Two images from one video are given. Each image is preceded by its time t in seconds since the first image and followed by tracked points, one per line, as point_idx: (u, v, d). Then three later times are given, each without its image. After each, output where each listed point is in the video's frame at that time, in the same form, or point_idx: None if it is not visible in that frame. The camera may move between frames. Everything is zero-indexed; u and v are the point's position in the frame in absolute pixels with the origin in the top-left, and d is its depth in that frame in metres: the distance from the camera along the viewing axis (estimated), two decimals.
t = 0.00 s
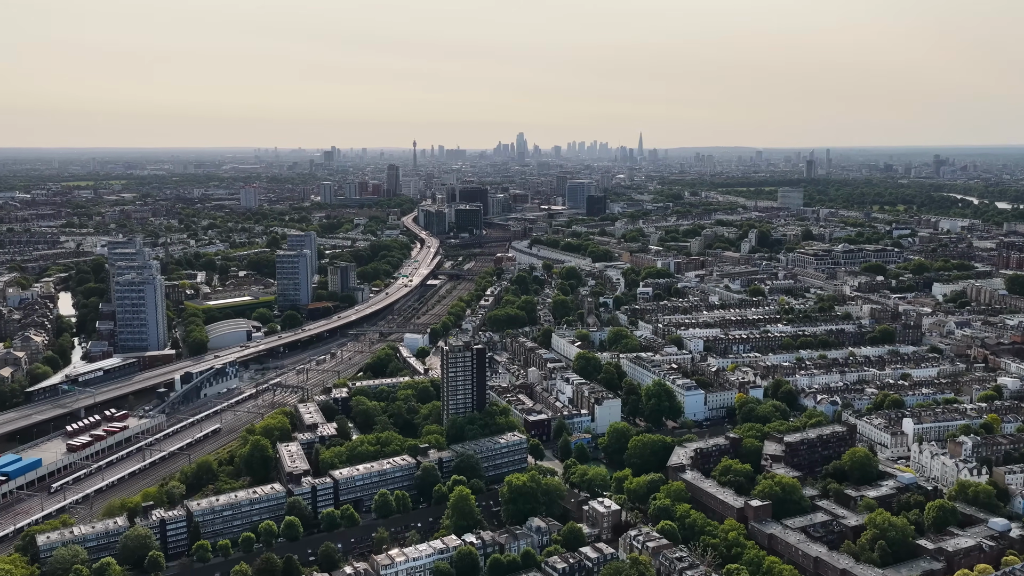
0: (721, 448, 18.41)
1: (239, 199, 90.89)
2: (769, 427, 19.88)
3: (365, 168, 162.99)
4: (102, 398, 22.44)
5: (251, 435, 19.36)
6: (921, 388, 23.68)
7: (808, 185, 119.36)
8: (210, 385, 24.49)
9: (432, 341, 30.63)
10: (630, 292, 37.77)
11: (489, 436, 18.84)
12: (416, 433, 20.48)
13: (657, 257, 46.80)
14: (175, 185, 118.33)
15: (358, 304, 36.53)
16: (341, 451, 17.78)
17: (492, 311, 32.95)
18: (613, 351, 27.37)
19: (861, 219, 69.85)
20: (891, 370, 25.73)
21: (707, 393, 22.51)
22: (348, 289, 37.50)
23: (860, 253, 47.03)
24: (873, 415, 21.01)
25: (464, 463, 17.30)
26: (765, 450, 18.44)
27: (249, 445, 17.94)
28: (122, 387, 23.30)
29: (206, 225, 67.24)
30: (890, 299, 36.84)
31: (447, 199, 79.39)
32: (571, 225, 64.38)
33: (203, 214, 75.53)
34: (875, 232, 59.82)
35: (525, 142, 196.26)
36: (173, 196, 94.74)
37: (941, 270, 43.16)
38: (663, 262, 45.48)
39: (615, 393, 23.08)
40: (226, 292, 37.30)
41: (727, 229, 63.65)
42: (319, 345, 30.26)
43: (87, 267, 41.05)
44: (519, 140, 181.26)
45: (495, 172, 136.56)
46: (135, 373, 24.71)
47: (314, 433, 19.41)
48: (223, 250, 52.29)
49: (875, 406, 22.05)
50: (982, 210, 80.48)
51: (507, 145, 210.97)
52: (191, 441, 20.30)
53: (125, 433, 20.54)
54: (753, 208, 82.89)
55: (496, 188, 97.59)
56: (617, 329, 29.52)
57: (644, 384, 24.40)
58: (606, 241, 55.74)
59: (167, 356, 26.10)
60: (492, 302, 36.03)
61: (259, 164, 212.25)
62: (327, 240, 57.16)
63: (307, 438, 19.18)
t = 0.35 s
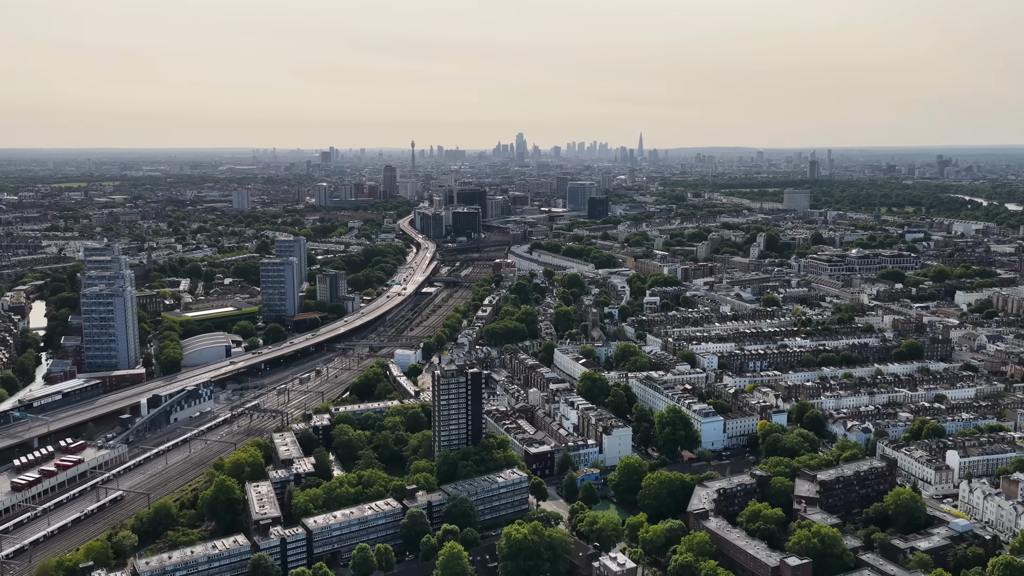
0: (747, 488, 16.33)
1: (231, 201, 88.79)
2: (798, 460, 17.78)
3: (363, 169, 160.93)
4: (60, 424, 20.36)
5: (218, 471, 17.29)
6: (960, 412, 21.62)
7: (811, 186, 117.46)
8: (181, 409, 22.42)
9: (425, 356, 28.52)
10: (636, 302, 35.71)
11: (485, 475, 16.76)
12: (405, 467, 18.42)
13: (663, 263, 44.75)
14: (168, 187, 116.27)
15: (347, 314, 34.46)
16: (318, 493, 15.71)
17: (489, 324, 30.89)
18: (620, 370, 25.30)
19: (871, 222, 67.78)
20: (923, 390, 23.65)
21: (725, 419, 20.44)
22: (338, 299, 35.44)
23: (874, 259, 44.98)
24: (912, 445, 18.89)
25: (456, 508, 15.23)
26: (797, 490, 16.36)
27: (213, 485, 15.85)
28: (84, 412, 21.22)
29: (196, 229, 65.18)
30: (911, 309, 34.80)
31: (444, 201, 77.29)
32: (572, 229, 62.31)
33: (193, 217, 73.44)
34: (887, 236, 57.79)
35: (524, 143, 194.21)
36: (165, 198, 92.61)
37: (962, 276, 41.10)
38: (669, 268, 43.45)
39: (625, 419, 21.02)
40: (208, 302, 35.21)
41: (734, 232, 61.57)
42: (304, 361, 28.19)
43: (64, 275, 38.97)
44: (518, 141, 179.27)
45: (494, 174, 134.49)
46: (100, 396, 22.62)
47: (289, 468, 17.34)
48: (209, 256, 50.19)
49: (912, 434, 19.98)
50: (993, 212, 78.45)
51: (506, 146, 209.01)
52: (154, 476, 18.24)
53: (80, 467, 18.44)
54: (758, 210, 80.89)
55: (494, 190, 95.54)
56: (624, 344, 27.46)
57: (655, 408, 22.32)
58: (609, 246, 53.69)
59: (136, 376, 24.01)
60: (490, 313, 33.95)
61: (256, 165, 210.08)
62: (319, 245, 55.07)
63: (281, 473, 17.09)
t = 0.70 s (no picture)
0: (782, 540, 14.24)
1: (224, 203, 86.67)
2: (836, 503, 15.70)
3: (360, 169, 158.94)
4: (7, 457, 18.25)
5: (177, 518, 15.18)
6: (1008, 442, 19.58)
7: (816, 188, 115.49)
8: (146, 437, 20.32)
9: (418, 374, 26.45)
10: (644, 313, 33.65)
11: (480, 523, 14.68)
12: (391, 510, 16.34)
13: (670, 270, 42.70)
14: (160, 188, 114.09)
15: (337, 326, 32.40)
16: (288, 548, 13.61)
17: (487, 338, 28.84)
18: (630, 392, 23.22)
19: (882, 225, 65.79)
20: (963, 415, 21.59)
21: (749, 452, 18.37)
22: (326, 310, 33.34)
23: (892, 265, 42.92)
24: (962, 483, 16.84)
25: (448, 567, 13.12)
26: (840, 540, 14.27)
27: (167, 537, 13.76)
28: (36, 442, 19.12)
29: (184, 232, 63.11)
30: (936, 320, 32.74)
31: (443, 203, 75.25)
32: (574, 233, 60.28)
33: (183, 220, 71.36)
34: (901, 240, 55.74)
35: (524, 143, 192.23)
36: (156, 200, 90.43)
37: (986, 284, 39.06)
38: (676, 275, 41.41)
39: (636, 451, 18.95)
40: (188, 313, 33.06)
41: (741, 237, 59.51)
42: (286, 380, 26.10)
43: (37, 283, 36.86)
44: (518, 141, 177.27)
45: (493, 175, 132.36)
46: (57, 422, 20.51)
47: (257, 514, 15.23)
48: (196, 261, 48.10)
49: (959, 469, 17.91)
50: (1006, 214, 76.41)
51: (506, 146, 206.96)
52: (107, 521, 16.14)
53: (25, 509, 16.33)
54: (764, 213, 78.92)
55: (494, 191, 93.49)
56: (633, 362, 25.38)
57: (669, 436, 20.25)
58: (612, 251, 51.63)
59: (99, 399, 21.89)
60: (489, 325, 31.87)
61: (253, 165, 207.92)
62: (311, 250, 52.97)
63: (249, 520, 15.00)
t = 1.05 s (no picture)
0: None
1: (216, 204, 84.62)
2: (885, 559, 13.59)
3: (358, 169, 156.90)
4: None
5: None
6: None
7: (821, 188, 113.45)
8: (103, 472, 18.19)
9: (409, 396, 24.37)
10: (652, 325, 31.60)
11: None
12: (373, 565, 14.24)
13: (678, 276, 40.63)
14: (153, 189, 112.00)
15: (324, 339, 30.28)
16: None
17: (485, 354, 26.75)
18: (641, 417, 21.12)
19: (894, 228, 63.74)
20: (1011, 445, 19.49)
21: (779, 492, 16.28)
22: (313, 321, 31.24)
23: (912, 271, 40.83)
24: None
25: None
26: None
27: None
28: None
29: (173, 235, 61.05)
30: (965, 332, 30.67)
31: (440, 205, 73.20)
32: (575, 236, 58.23)
33: (173, 223, 69.32)
34: (916, 244, 53.67)
35: (524, 143, 190.19)
36: (147, 202, 88.19)
37: (1012, 292, 36.97)
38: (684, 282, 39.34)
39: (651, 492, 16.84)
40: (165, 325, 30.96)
41: (750, 240, 57.45)
42: (265, 402, 23.96)
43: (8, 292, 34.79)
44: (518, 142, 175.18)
45: (493, 175, 130.25)
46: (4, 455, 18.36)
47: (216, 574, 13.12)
48: (181, 267, 46.03)
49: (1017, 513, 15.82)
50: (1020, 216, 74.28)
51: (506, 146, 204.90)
52: None
53: None
54: (770, 215, 76.87)
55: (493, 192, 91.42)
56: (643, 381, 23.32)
57: (687, 472, 18.16)
58: (616, 255, 49.57)
59: (54, 427, 19.84)
60: (487, 337, 29.81)
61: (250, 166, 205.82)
62: (303, 256, 50.91)
63: None
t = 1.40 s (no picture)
0: None
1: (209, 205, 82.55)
2: None
3: (355, 169, 154.80)
4: None
5: None
6: None
7: (827, 189, 111.37)
8: (49, 513, 16.08)
9: (399, 419, 22.26)
10: (662, 338, 29.53)
11: None
12: None
13: (687, 283, 38.55)
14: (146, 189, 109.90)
15: (310, 354, 28.17)
16: None
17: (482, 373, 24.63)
18: (654, 448, 19.03)
19: (907, 230, 61.58)
20: None
21: (818, 543, 14.19)
22: (298, 333, 29.17)
23: (934, 277, 38.70)
24: None
25: None
26: None
27: None
28: None
29: (160, 237, 58.97)
30: (999, 344, 28.56)
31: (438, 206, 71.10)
32: (577, 239, 56.15)
33: (162, 224, 67.24)
34: (933, 248, 51.52)
35: (524, 142, 188.13)
36: (138, 203, 86.15)
37: None
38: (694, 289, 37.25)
39: (672, 542, 14.77)
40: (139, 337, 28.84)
41: (759, 244, 55.36)
42: (241, 427, 21.84)
43: None
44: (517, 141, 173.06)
45: (493, 175, 128.16)
46: None
47: None
48: (165, 272, 43.95)
49: None
50: None
51: (505, 146, 202.93)
52: None
53: None
54: (778, 217, 74.75)
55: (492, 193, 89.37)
56: (656, 404, 21.26)
57: (709, 514, 16.08)
58: (620, 260, 47.46)
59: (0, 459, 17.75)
60: (485, 351, 27.72)
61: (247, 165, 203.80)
62: (294, 260, 48.82)
63: None
